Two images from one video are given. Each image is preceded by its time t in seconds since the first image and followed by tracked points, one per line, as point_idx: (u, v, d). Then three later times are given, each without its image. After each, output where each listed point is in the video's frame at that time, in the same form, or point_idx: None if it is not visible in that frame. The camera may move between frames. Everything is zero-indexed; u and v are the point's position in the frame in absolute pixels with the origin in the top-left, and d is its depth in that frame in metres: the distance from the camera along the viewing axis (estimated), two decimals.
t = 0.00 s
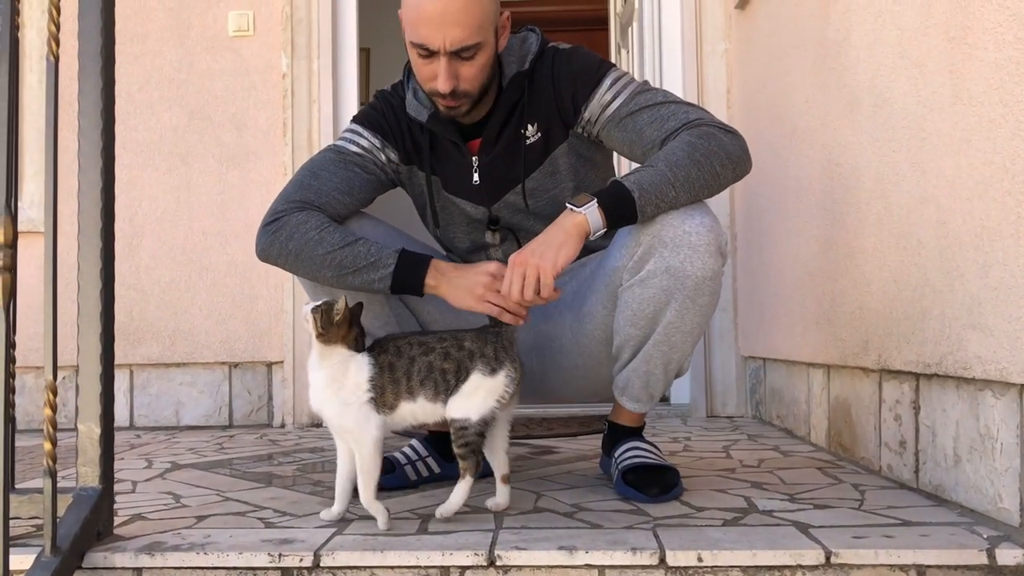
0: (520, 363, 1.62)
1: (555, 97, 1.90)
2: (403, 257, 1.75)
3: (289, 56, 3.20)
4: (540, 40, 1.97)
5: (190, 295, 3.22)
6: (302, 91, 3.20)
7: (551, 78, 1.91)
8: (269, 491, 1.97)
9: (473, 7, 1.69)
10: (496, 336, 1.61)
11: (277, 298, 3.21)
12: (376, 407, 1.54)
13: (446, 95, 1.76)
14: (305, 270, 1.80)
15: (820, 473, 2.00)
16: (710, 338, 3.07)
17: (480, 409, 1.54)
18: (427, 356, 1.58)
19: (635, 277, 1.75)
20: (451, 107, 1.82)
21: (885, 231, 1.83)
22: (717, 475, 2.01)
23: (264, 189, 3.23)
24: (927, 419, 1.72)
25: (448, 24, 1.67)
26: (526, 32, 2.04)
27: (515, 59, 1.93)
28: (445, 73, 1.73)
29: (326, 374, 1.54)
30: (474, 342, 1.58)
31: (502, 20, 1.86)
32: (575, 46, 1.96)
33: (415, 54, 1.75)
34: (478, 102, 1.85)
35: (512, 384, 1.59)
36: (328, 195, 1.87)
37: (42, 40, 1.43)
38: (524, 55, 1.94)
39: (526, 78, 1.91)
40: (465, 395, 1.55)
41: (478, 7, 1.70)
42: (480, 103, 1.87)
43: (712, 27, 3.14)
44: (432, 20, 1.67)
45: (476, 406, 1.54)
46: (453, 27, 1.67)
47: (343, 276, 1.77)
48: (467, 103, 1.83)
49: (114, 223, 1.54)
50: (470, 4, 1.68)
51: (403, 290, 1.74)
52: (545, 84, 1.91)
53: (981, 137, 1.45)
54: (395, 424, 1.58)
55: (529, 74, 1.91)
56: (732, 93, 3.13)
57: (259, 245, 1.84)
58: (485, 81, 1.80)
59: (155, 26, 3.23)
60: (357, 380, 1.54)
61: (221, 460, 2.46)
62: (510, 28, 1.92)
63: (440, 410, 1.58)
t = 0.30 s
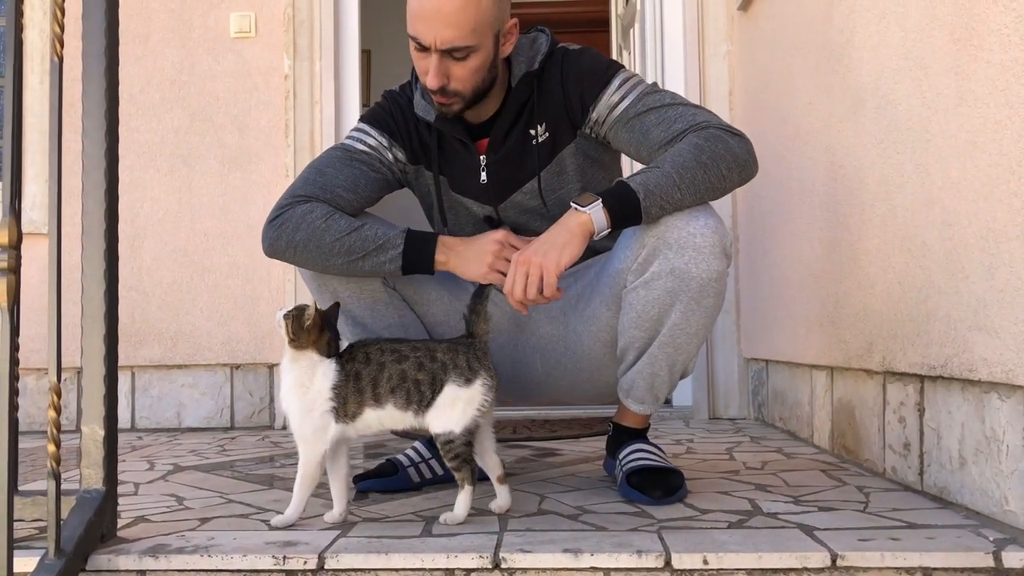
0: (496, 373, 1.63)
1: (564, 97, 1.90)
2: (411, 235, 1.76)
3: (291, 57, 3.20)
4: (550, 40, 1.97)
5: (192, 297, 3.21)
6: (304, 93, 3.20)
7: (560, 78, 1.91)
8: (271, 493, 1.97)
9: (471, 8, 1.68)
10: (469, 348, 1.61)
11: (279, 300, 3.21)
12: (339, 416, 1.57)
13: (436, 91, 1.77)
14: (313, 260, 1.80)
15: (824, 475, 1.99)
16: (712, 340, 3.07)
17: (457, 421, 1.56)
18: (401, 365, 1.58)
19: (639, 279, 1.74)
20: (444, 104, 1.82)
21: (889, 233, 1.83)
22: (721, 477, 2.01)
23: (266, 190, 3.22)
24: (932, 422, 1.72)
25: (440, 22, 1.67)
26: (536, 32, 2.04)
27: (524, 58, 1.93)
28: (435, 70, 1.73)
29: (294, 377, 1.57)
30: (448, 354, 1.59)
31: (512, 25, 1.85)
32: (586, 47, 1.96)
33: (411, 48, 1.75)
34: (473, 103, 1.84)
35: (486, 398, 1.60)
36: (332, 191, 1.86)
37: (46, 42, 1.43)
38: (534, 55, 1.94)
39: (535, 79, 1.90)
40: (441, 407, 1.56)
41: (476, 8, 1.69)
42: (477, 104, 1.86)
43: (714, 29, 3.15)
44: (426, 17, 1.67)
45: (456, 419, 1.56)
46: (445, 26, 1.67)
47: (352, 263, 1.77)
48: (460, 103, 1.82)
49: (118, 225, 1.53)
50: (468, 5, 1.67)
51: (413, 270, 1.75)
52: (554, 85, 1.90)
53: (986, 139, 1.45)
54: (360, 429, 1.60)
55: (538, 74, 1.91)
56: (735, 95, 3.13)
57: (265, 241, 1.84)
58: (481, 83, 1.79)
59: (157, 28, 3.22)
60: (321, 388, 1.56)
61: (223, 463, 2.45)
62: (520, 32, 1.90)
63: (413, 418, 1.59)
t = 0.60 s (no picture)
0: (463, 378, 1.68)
1: (568, 93, 1.90)
2: (421, 218, 1.75)
3: (294, 57, 3.21)
4: (556, 38, 1.98)
5: (194, 297, 3.21)
6: (306, 93, 3.21)
7: (565, 75, 1.91)
8: (275, 493, 1.96)
9: (467, 5, 1.68)
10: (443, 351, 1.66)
11: (281, 300, 3.21)
12: (323, 407, 1.57)
13: (436, 89, 1.77)
14: (325, 251, 1.79)
15: (828, 475, 1.99)
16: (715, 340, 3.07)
17: (434, 415, 1.57)
18: (375, 348, 1.58)
19: (643, 280, 1.74)
20: (445, 101, 1.82)
21: (894, 233, 1.83)
22: (725, 478, 2.00)
23: (268, 190, 3.22)
24: (937, 422, 1.72)
25: (437, 20, 1.67)
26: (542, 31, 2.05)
27: (530, 55, 1.93)
28: (434, 67, 1.73)
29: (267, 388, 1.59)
30: (425, 348, 1.61)
31: (514, 19, 1.83)
32: (591, 46, 1.96)
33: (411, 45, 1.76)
34: (475, 100, 1.84)
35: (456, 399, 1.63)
36: (340, 185, 1.85)
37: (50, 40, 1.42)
38: (540, 52, 1.95)
39: (540, 75, 1.91)
40: (417, 399, 1.57)
41: (474, 4, 1.69)
42: (479, 101, 1.86)
43: (717, 29, 3.15)
44: (423, 15, 1.67)
45: (431, 414, 1.57)
46: (443, 23, 1.67)
47: (365, 251, 1.76)
48: (461, 100, 1.82)
49: (122, 225, 1.53)
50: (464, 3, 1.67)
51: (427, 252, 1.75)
52: (559, 82, 1.91)
53: (991, 139, 1.45)
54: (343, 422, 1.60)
55: (544, 71, 1.91)
56: (737, 95, 3.14)
57: (275, 237, 1.83)
58: (481, 79, 1.79)
59: (159, 28, 3.22)
60: (303, 388, 1.57)
61: (226, 463, 2.45)
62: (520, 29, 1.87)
63: (391, 406, 1.58)
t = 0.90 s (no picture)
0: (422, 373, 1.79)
1: (569, 91, 1.89)
2: (417, 214, 1.77)
3: (294, 60, 3.21)
4: (559, 35, 1.98)
5: (195, 299, 3.22)
6: (306, 95, 3.22)
7: (566, 72, 1.90)
8: (276, 495, 1.97)
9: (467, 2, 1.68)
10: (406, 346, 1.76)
11: (282, 302, 3.22)
12: (306, 409, 1.61)
13: (438, 84, 1.77)
14: (324, 246, 1.79)
15: (828, 477, 1.99)
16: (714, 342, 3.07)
17: (398, 412, 1.68)
18: (345, 346, 1.67)
19: (643, 286, 1.74)
20: (447, 97, 1.82)
21: (893, 235, 1.83)
22: (726, 479, 2.00)
23: (269, 192, 3.23)
24: (937, 424, 1.72)
25: (437, 17, 1.67)
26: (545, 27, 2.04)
27: (532, 52, 1.93)
28: (435, 63, 1.74)
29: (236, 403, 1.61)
30: (392, 345, 1.71)
31: (516, 15, 1.83)
32: (593, 43, 1.96)
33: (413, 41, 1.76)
34: (477, 97, 1.84)
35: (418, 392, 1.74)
36: (338, 182, 1.86)
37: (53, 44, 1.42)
38: (542, 49, 1.94)
39: (541, 72, 1.91)
40: (386, 396, 1.67)
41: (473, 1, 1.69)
42: (480, 98, 1.86)
43: (717, 31, 3.16)
44: (424, 10, 1.68)
45: (396, 410, 1.68)
46: (443, 20, 1.67)
47: (362, 245, 1.77)
48: (462, 97, 1.82)
49: (123, 228, 1.53)
50: None
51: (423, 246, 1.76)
52: (560, 80, 1.90)
53: (991, 142, 1.46)
54: (321, 426, 1.65)
55: (545, 68, 1.91)
56: (737, 97, 3.14)
57: (273, 231, 1.84)
58: (483, 75, 1.78)
59: (161, 30, 3.23)
60: (286, 392, 1.60)
61: (227, 465, 2.45)
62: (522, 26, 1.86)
63: (362, 402, 1.67)
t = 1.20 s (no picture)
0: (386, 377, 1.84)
1: (578, 84, 1.89)
2: (377, 192, 1.79)
3: (297, 61, 3.22)
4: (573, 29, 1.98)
5: (197, 300, 3.22)
6: (309, 96, 3.22)
7: (576, 65, 1.90)
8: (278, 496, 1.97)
9: None
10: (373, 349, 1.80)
11: (284, 303, 3.22)
12: (300, 409, 1.60)
13: (448, 68, 1.78)
14: (294, 216, 1.83)
15: (831, 479, 1.99)
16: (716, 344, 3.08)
17: (373, 413, 1.71)
18: (323, 345, 1.68)
19: (647, 295, 1.73)
20: (458, 83, 1.83)
21: (896, 237, 1.83)
22: (729, 481, 2.00)
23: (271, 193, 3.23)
24: (940, 426, 1.72)
25: None
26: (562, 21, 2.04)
27: (544, 44, 1.94)
28: (447, 46, 1.75)
29: (253, 418, 1.55)
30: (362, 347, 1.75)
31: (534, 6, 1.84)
32: (606, 37, 1.95)
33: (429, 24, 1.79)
34: (488, 85, 1.85)
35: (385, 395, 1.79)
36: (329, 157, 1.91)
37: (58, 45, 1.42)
38: (555, 41, 1.95)
39: (552, 64, 1.91)
40: (361, 398, 1.70)
41: None
42: (491, 86, 1.87)
43: (719, 32, 3.16)
44: None
45: (371, 412, 1.71)
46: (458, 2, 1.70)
47: (325, 219, 1.80)
48: (474, 83, 1.83)
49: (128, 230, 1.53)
50: None
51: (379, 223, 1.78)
52: (570, 72, 1.91)
53: (994, 145, 1.46)
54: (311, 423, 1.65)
55: (555, 60, 1.91)
56: (739, 99, 3.15)
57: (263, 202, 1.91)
58: (495, 63, 1.80)
59: (164, 32, 3.23)
60: (287, 399, 1.57)
61: (229, 466, 2.45)
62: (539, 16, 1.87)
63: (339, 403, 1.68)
